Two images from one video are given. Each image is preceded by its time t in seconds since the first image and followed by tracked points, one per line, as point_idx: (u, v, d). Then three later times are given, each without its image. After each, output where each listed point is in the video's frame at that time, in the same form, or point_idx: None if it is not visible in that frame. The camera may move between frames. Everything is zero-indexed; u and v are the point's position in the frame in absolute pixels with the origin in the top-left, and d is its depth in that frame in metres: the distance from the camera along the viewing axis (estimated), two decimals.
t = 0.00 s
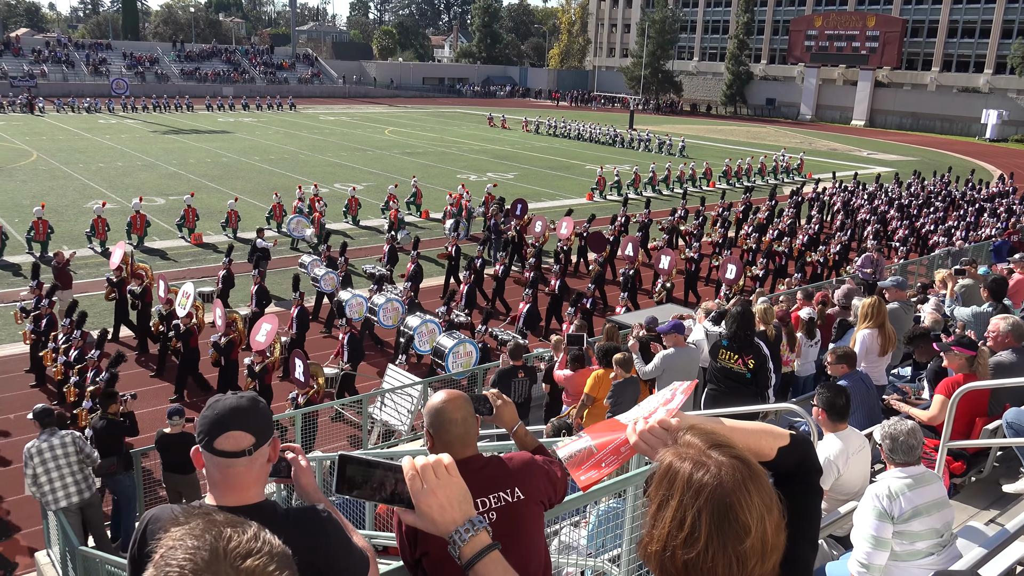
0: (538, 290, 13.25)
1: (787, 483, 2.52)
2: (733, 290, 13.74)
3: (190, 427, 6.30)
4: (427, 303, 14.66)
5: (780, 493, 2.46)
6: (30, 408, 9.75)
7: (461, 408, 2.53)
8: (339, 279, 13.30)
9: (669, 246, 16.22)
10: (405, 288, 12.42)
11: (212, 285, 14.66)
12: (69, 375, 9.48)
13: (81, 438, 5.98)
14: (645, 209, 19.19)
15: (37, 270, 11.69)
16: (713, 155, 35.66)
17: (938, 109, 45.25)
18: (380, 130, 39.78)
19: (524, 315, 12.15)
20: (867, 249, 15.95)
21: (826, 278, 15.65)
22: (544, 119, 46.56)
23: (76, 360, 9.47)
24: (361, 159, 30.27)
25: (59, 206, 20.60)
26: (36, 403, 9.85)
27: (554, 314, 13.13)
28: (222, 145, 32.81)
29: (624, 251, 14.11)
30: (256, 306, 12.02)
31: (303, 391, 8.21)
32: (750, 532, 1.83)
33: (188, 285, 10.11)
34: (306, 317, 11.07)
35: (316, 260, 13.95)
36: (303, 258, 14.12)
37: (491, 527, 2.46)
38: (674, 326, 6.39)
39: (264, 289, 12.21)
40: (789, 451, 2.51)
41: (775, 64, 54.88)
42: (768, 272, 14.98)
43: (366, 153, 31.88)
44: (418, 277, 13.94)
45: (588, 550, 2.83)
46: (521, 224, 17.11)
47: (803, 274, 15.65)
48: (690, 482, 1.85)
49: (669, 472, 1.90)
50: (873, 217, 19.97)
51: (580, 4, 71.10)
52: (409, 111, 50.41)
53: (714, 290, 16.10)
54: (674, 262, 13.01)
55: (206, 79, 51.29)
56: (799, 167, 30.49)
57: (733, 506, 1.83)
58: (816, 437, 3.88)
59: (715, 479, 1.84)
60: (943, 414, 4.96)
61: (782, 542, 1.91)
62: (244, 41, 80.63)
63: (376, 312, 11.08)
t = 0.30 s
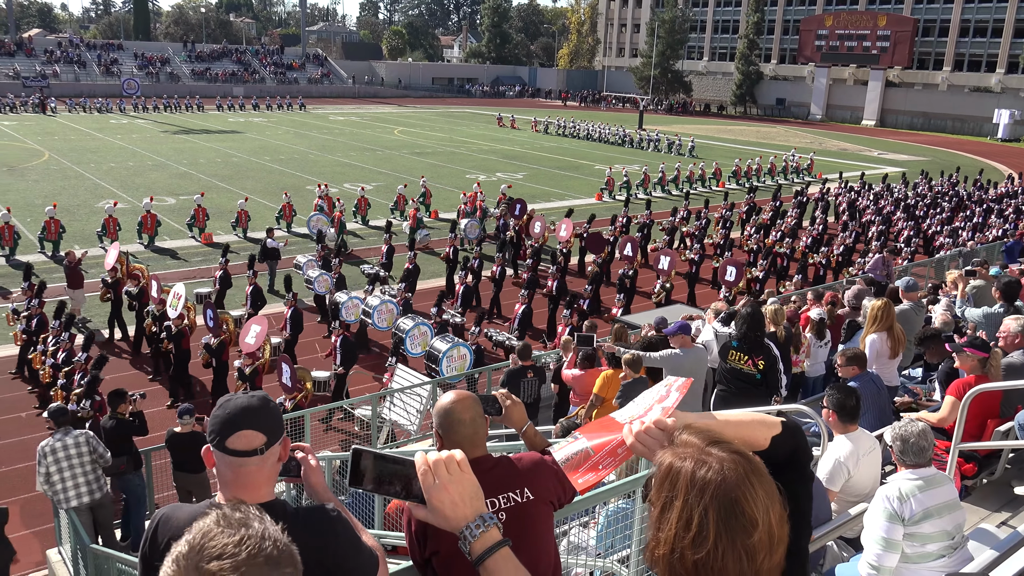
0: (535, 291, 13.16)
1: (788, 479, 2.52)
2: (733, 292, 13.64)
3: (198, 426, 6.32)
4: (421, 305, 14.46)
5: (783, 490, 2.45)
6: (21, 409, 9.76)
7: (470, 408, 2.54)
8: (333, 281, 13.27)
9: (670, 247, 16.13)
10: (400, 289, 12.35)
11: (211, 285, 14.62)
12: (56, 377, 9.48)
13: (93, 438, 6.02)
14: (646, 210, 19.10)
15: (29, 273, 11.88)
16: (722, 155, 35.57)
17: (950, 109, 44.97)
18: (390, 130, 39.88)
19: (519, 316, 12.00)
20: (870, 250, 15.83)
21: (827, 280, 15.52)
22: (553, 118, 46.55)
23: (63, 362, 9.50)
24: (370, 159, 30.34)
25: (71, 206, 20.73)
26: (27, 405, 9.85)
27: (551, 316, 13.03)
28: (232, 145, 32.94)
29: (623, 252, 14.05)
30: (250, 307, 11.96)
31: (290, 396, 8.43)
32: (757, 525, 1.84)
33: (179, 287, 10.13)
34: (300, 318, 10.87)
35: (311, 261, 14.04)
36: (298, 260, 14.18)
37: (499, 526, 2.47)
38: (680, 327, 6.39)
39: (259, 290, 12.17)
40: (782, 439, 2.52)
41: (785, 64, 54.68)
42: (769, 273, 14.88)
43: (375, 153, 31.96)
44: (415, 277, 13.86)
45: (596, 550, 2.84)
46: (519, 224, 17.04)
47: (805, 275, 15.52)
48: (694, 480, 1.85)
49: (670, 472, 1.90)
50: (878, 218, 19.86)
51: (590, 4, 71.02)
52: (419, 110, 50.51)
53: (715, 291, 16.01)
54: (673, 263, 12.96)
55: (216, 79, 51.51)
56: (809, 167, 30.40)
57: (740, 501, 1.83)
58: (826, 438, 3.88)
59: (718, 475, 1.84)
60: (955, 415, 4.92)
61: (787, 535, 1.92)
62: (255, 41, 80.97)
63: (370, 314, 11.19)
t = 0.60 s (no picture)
0: (529, 294, 13.10)
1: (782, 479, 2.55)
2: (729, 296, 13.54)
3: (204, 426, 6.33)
4: (413, 308, 14.31)
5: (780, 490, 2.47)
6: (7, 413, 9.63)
7: (476, 408, 2.55)
8: (326, 285, 12.96)
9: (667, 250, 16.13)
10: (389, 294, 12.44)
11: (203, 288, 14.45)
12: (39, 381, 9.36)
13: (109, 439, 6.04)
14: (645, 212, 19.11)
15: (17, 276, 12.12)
16: (729, 156, 35.50)
17: (958, 110, 44.78)
18: (396, 130, 39.93)
19: (509, 321, 11.67)
20: (870, 253, 15.76)
21: (825, 284, 15.49)
22: (560, 120, 46.56)
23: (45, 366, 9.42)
24: (377, 160, 30.40)
25: (79, 206, 20.83)
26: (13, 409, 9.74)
27: (545, 320, 12.91)
28: (239, 145, 33.05)
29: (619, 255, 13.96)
30: (241, 310, 11.93)
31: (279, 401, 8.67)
32: (762, 523, 1.84)
33: (167, 290, 10.05)
34: (290, 322, 10.91)
35: (303, 265, 13.68)
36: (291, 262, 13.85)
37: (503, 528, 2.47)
38: (681, 330, 6.38)
39: (250, 293, 12.18)
40: (768, 436, 2.56)
41: (792, 65, 54.56)
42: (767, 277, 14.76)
43: (382, 154, 32.02)
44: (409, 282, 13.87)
45: (602, 552, 2.83)
46: (518, 227, 17.00)
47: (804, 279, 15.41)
48: (698, 480, 1.85)
49: (673, 474, 1.89)
50: (881, 221, 19.74)
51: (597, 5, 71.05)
52: (425, 111, 50.57)
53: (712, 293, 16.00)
54: (669, 267, 12.98)
55: (224, 80, 51.70)
56: (816, 169, 30.31)
57: (743, 500, 1.83)
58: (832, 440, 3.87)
59: (720, 474, 1.85)
60: (963, 418, 4.90)
61: (792, 532, 1.92)
62: (262, 42, 81.21)
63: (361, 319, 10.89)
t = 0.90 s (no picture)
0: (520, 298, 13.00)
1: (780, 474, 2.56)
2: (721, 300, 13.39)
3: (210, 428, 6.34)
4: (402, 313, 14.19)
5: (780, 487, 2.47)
6: None
7: (480, 410, 2.54)
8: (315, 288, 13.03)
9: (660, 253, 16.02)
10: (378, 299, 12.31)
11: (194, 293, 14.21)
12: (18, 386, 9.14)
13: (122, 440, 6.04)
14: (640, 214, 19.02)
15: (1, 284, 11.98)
16: (733, 157, 35.46)
17: (963, 110, 44.69)
18: (401, 132, 39.96)
19: (496, 327, 11.61)
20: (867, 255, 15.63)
21: (820, 286, 15.43)
22: (564, 121, 46.56)
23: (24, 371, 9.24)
24: (382, 162, 30.46)
25: (84, 208, 20.89)
26: None
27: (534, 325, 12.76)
28: (244, 147, 33.12)
29: (613, 258, 13.82)
30: (229, 315, 11.88)
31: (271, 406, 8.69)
32: (765, 522, 1.83)
33: (151, 295, 10.04)
34: (279, 326, 10.68)
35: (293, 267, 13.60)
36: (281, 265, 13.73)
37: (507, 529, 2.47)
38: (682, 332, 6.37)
39: (238, 298, 12.08)
40: (763, 435, 2.58)
41: (797, 65, 54.44)
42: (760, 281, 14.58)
43: (387, 155, 32.06)
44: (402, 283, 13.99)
45: (607, 553, 2.84)
46: (512, 230, 16.90)
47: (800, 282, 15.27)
48: (699, 480, 1.85)
49: (674, 475, 1.89)
50: (880, 222, 19.63)
51: (601, 6, 71.05)
52: (430, 113, 50.61)
53: (705, 295, 15.93)
54: (661, 270, 12.86)
55: (228, 82, 51.81)
56: (821, 169, 30.25)
57: (745, 500, 1.83)
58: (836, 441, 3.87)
59: (721, 474, 1.84)
60: (968, 419, 4.88)
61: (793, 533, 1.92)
62: (267, 44, 81.35)
63: (349, 323, 10.97)
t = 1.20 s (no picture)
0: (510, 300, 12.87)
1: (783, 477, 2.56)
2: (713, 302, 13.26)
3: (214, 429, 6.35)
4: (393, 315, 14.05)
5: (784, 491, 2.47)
6: None
7: (484, 411, 2.54)
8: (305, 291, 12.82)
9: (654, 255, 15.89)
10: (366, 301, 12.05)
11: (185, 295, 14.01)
12: None
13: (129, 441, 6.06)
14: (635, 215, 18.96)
15: None
16: (737, 158, 35.40)
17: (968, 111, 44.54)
18: (405, 134, 39.99)
19: (484, 330, 11.42)
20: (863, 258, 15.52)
21: (815, 289, 15.35)
22: (568, 122, 46.54)
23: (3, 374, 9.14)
24: (386, 163, 30.48)
25: (88, 210, 20.96)
26: None
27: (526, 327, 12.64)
28: (248, 149, 33.17)
29: (605, 260, 13.73)
30: (216, 317, 11.81)
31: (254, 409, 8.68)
32: (769, 529, 1.84)
33: (133, 298, 9.89)
34: (265, 329, 10.68)
35: (283, 270, 13.61)
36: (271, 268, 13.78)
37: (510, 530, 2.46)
38: (686, 334, 6.36)
39: (225, 299, 12.02)
40: (769, 438, 2.57)
41: (801, 66, 54.31)
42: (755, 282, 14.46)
43: (391, 157, 32.09)
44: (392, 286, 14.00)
45: (610, 554, 2.83)
46: (507, 232, 16.83)
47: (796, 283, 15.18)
48: (704, 484, 1.84)
49: (677, 480, 1.89)
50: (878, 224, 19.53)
51: (604, 7, 71.04)
52: (434, 114, 50.63)
53: (699, 295, 15.85)
54: (652, 272, 12.75)
55: (233, 84, 51.91)
56: (825, 170, 30.18)
57: (751, 506, 1.83)
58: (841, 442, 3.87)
59: (727, 480, 1.84)
60: (973, 421, 4.86)
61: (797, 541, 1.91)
62: (271, 45, 81.52)
63: (336, 324, 10.90)
